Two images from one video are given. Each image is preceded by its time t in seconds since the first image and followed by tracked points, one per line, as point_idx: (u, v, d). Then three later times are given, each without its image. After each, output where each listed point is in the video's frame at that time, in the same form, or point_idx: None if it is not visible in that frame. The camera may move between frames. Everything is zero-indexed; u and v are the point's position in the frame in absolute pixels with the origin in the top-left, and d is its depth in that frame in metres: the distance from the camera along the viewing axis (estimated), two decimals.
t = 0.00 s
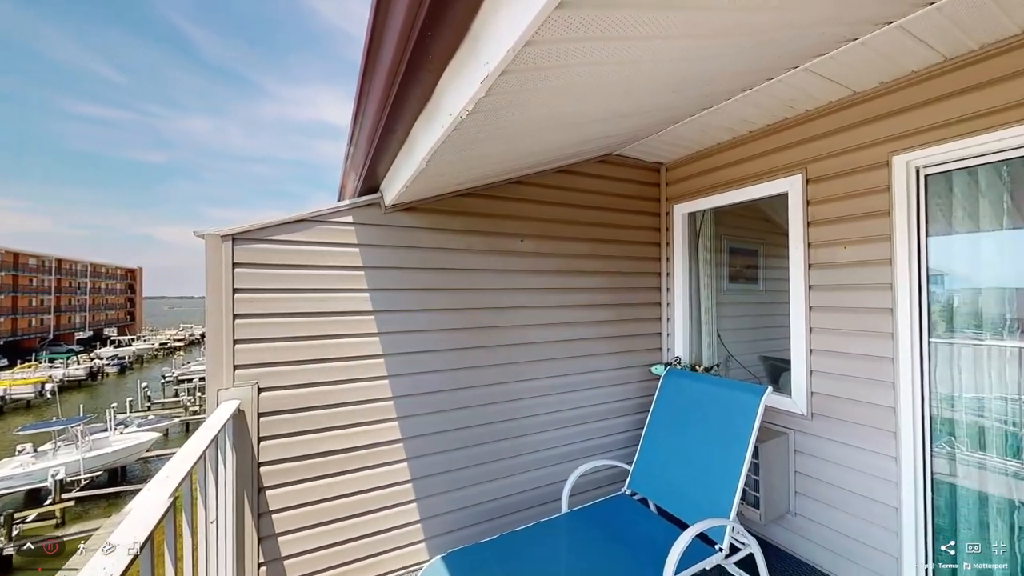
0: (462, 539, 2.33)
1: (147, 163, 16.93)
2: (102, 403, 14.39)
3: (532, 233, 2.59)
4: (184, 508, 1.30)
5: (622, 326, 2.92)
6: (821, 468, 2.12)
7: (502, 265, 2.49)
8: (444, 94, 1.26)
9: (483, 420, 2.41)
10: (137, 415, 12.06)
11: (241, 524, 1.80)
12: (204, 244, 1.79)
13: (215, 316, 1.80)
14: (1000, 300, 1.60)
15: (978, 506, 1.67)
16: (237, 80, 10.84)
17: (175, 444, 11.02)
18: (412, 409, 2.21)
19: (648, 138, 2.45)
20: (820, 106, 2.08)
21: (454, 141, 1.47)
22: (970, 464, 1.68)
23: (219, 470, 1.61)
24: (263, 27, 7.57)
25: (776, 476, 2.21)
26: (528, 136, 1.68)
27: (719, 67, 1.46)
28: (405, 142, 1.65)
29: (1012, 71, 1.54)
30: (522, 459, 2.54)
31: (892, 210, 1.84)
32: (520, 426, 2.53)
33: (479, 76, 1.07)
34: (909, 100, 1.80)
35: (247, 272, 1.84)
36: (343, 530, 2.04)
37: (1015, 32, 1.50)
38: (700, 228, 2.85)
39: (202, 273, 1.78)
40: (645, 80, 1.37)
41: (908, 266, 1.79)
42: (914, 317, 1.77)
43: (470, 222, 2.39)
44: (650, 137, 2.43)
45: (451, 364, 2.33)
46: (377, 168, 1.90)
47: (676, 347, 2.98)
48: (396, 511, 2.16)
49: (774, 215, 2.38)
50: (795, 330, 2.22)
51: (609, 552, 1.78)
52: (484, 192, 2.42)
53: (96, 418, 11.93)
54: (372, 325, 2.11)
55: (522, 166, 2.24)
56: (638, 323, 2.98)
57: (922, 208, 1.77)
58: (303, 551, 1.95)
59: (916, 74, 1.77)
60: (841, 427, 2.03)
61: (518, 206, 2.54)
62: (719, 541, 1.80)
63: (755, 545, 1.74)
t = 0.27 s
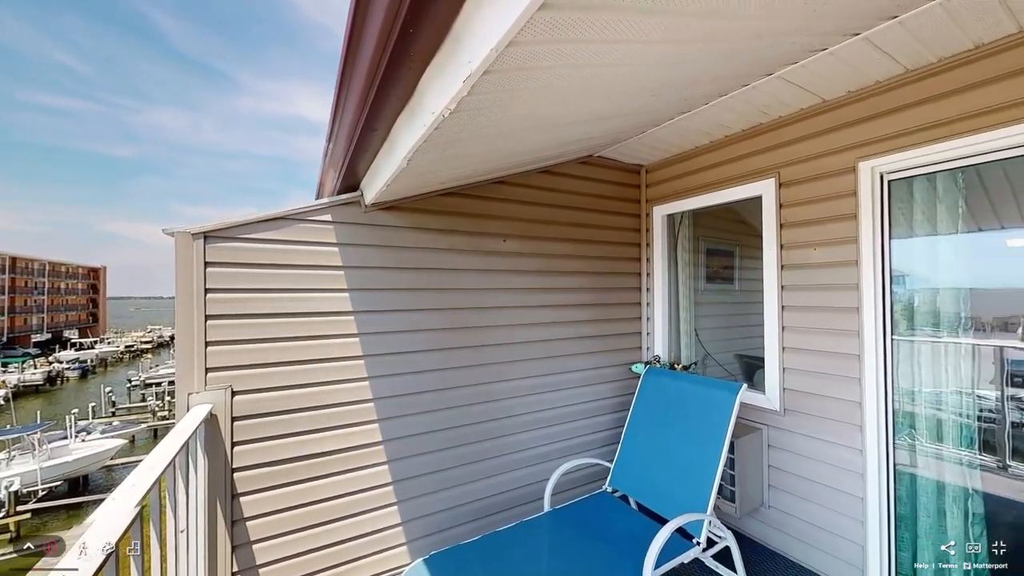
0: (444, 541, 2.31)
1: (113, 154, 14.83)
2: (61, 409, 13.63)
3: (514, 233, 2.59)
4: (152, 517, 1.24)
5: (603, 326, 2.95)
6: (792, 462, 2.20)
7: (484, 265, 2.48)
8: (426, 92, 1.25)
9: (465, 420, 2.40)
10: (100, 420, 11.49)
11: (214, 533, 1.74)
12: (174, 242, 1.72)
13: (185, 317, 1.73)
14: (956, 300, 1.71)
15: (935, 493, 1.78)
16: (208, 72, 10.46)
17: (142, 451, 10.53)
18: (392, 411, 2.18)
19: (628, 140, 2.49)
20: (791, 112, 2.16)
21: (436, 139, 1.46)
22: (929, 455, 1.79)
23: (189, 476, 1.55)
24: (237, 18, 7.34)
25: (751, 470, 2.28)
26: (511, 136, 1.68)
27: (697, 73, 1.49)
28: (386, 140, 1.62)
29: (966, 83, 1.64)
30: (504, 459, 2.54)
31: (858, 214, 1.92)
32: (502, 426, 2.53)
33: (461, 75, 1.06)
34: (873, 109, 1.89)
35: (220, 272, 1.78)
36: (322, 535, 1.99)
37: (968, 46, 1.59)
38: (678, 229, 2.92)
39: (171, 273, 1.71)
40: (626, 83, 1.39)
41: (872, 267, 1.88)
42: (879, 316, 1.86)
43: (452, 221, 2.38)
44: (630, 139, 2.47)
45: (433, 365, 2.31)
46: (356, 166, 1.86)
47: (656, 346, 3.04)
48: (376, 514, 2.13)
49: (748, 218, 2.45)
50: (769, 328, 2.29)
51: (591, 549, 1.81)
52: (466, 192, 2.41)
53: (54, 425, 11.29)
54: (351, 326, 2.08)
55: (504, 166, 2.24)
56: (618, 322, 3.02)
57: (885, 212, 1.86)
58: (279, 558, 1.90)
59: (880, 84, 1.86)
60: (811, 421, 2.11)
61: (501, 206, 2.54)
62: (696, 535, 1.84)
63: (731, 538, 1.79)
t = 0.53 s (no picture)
0: (425, 544, 2.29)
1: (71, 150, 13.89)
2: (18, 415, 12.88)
3: (496, 234, 2.58)
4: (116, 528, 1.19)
5: (585, 326, 2.98)
6: (767, 457, 2.26)
7: (466, 265, 2.47)
8: (408, 89, 1.23)
9: (448, 421, 2.38)
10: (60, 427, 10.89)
11: (184, 543, 1.67)
12: (141, 240, 1.65)
13: (153, 318, 1.66)
14: (917, 298, 1.81)
15: (897, 483, 1.87)
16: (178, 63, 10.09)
17: (106, 459, 10.02)
18: (372, 413, 2.14)
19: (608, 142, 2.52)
20: (764, 118, 2.23)
21: (417, 138, 1.44)
22: (892, 447, 1.88)
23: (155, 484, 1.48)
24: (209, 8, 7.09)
25: (728, 465, 2.34)
26: (495, 135, 1.67)
27: (676, 77, 1.52)
28: (366, 137, 1.59)
29: (925, 94, 1.73)
30: (486, 460, 2.53)
31: (827, 217, 2.01)
32: (484, 426, 2.52)
33: (443, 74, 1.05)
34: (841, 116, 1.97)
35: (191, 271, 1.71)
36: (300, 541, 1.94)
37: (927, 59, 1.68)
38: (658, 230, 2.98)
39: (138, 272, 1.64)
40: (608, 85, 1.41)
41: (841, 268, 1.96)
42: (847, 315, 1.95)
43: (433, 221, 2.35)
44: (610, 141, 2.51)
45: (415, 366, 2.28)
46: (336, 164, 1.82)
47: (637, 345, 3.09)
48: (357, 518, 2.09)
49: (725, 220, 2.52)
50: (744, 327, 2.36)
51: (572, 547, 1.82)
52: (448, 191, 2.39)
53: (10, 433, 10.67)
54: (331, 327, 2.03)
55: (486, 166, 2.23)
56: (599, 322, 3.06)
57: (852, 215, 1.95)
58: (255, 567, 1.84)
59: (847, 93, 1.94)
60: (784, 417, 2.19)
61: (483, 205, 2.54)
62: (675, 530, 1.88)
63: (708, 532, 1.84)
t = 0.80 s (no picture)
0: (406, 546, 2.26)
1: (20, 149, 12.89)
2: None
3: (478, 234, 2.58)
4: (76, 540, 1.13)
5: (566, 325, 3.00)
6: (742, 452, 2.33)
7: (447, 265, 2.45)
8: (388, 86, 1.21)
9: (430, 422, 2.36)
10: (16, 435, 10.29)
11: (152, 554, 1.60)
12: (105, 237, 1.57)
13: (119, 319, 1.58)
14: (880, 298, 1.90)
15: (863, 474, 1.96)
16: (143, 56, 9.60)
17: (66, 468, 9.51)
18: (351, 415, 2.10)
19: (589, 144, 2.55)
20: (740, 123, 2.30)
21: (399, 136, 1.42)
22: (858, 440, 1.97)
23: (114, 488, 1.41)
24: None
25: (705, 460, 2.40)
26: (478, 134, 1.67)
27: (655, 81, 1.55)
28: (346, 134, 1.56)
29: (889, 103, 1.81)
30: (469, 460, 2.51)
31: (799, 219, 2.08)
32: (466, 426, 2.50)
33: (425, 72, 1.04)
34: (811, 123, 2.05)
35: (159, 270, 1.64)
36: (276, 548, 1.89)
37: (890, 70, 1.76)
38: (638, 232, 3.03)
39: (102, 271, 1.56)
40: (591, 87, 1.42)
41: (811, 269, 2.04)
42: (817, 314, 2.02)
43: (415, 220, 2.33)
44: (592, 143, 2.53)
45: (395, 366, 2.25)
46: (314, 161, 1.78)
47: (617, 344, 3.13)
48: (335, 523, 2.04)
49: (702, 221, 2.59)
50: (720, 326, 2.43)
51: (554, 547, 1.82)
52: (430, 190, 2.37)
53: None
54: (308, 327, 1.98)
55: (468, 165, 2.22)
56: (580, 322, 3.08)
57: (822, 218, 2.03)
58: None
59: (817, 100, 2.02)
60: (758, 413, 2.26)
61: (466, 205, 2.53)
62: (655, 526, 1.92)
63: (686, 526, 1.88)
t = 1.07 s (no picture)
0: (387, 550, 2.23)
1: None
2: None
3: (460, 233, 2.56)
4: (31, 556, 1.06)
5: (548, 325, 3.02)
6: (718, 448, 2.39)
7: (429, 265, 2.43)
8: (369, 83, 1.19)
9: (411, 424, 2.33)
10: None
11: (117, 566, 1.53)
12: (66, 234, 1.49)
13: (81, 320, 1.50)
14: (848, 297, 1.99)
15: (832, 466, 2.04)
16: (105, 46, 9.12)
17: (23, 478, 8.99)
18: (330, 418, 2.05)
19: (571, 145, 2.57)
20: (716, 128, 2.36)
21: (380, 133, 1.39)
22: (827, 434, 2.05)
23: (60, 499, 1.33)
24: None
25: (684, 456, 2.46)
26: (461, 133, 1.66)
27: (636, 84, 1.58)
28: (325, 131, 1.53)
29: (855, 112, 1.89)
30: (451, 460, 2.49)
31: (772, 221, 2.15)
32: (448, 427, 2.48)
33: (407, 70, 1.03)
34: (784, 129, 2.13)
35: (125, 269, 1.57)
36: (251, 556, 1.83)
37: (856, 80, 1.84)
38: (619, 232, 3.08)
39: (62, 269, 1.48)
40: (573, 88, 1.44)
41: (783, 269, 2.11)
42: (789, 313, 2.09)
43: (396, 219, 2.30)
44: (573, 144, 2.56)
45: (376, 367, 2.21)
46: (292, 158, 1.73)
47: (598, 343, 3.17)
48: (313, 528, 2.00)
49: (680, 223, 2.64)
50: (698, 325, 2.49)
51: (536, 547, 1.83)
52: (411, 189, 2.34)
53: None
54: (285, 329, 1.93)
55: (451, 164, 2.21)
56: (562, 321, 3.11)
57: (794, 221, 2.10)
58: None
59: (788, 107, 2.09)
60: (733, 409, 2.32)
61: (448, 205, 2.51)
62: (635, 522, 1.95)
63: (666, 522, 1.92)
